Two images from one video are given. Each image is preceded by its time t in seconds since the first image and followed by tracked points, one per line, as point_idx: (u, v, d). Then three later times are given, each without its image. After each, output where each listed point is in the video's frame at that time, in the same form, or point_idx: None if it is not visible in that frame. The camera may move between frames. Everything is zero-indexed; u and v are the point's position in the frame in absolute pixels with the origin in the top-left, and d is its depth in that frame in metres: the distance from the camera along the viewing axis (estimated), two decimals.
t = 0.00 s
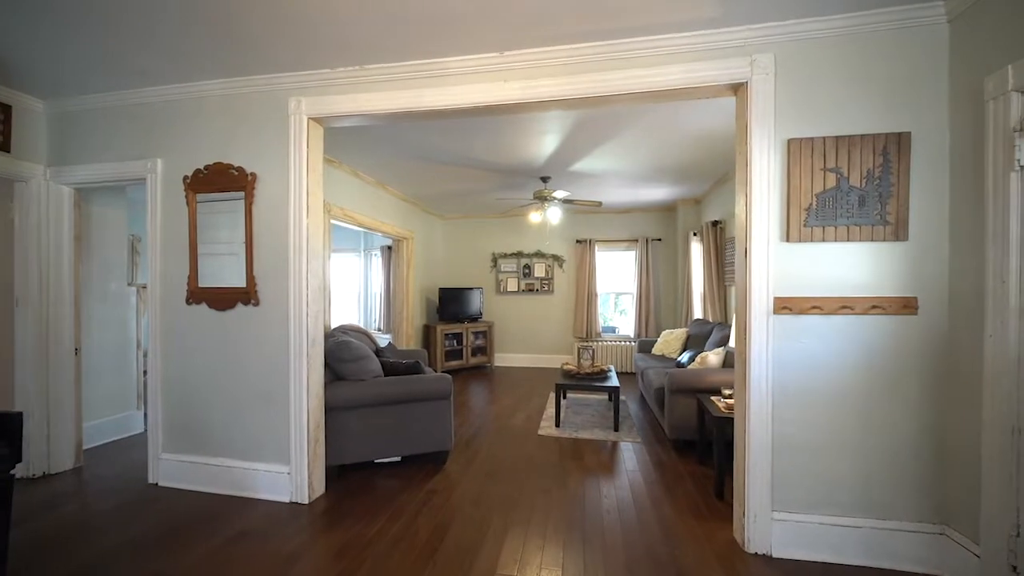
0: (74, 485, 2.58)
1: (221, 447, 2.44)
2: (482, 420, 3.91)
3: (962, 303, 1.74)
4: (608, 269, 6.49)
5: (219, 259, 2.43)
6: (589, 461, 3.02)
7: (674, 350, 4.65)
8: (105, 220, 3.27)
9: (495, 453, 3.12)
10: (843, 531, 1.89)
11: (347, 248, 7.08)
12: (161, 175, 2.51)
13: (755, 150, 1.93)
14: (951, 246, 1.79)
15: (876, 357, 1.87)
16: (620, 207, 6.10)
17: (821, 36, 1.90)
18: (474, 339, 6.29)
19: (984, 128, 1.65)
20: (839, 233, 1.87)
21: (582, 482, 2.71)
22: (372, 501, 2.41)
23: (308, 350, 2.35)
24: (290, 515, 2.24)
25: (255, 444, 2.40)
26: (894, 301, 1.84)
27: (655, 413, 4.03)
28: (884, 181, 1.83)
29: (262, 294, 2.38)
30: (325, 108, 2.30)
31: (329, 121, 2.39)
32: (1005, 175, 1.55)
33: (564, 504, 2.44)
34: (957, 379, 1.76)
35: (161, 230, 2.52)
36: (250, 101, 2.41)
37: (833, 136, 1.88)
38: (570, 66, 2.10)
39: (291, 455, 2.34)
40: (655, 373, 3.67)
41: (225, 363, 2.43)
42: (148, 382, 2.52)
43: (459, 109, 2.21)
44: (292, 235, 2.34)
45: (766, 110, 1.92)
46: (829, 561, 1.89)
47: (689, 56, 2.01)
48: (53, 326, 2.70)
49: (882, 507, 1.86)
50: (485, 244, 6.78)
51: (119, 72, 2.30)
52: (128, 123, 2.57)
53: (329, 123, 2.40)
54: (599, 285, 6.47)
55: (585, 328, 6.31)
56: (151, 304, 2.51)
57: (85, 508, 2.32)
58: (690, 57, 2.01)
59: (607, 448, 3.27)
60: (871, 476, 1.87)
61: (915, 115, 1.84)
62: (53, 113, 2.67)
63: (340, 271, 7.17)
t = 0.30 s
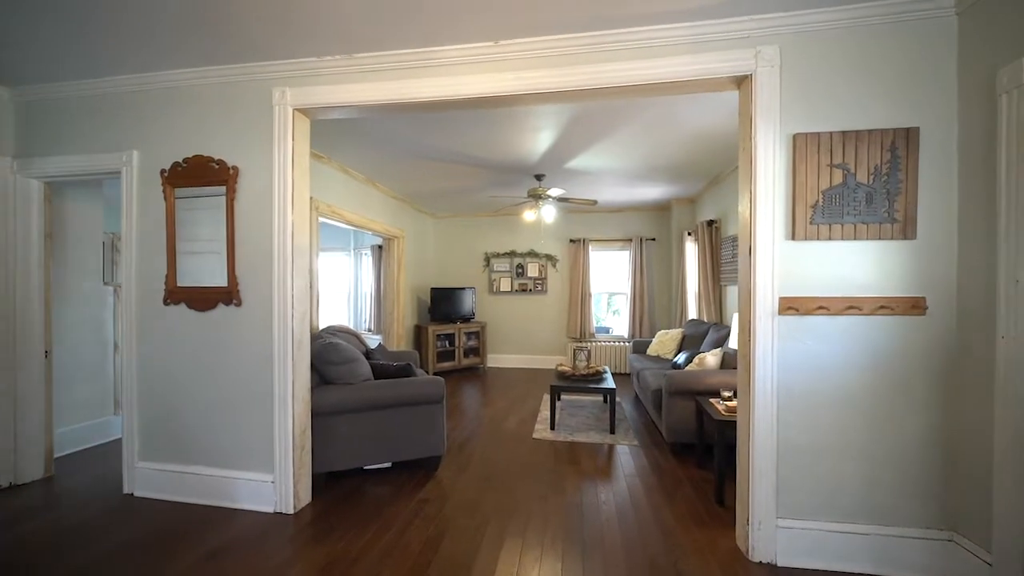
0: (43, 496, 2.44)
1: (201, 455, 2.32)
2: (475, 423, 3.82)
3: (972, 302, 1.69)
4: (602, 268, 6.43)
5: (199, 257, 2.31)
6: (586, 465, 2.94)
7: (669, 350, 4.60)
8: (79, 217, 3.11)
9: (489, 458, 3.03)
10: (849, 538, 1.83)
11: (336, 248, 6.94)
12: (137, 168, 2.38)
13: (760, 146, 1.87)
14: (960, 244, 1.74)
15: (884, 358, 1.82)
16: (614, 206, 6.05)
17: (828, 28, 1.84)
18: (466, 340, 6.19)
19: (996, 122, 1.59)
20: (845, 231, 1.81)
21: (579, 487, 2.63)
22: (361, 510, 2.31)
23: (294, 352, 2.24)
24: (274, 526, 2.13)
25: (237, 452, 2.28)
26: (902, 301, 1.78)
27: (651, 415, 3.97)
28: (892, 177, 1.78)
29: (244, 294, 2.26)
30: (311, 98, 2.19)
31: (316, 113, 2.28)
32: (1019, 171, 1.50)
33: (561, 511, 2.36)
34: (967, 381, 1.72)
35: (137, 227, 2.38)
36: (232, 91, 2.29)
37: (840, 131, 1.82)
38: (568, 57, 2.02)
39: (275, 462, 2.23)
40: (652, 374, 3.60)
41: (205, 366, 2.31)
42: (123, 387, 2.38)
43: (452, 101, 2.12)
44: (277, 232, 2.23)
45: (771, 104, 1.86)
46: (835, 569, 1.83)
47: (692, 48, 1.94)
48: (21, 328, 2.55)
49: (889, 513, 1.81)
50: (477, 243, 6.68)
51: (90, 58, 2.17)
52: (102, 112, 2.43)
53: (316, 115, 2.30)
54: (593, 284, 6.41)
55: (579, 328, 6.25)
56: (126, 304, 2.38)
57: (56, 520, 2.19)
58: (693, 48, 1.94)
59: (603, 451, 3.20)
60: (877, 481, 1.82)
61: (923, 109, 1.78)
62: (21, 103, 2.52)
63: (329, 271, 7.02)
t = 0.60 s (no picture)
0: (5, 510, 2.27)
1: (177, 464, 2.18)
2: (468, 426, 3.71)
3: (985, 302, 1.64)
4: (596, 268, 6.37)
5: (176, 255, 2.18)
6: (582, 470, 2.85)
7: (664, 351, 4.54)
8: (49, 211, 2.94)
9: (483, 463, 2.93)
10: (859, 546, 1.77)
11: (324, 246, 6.78)
12: (108, 160, 2.24)
13: (766, 139, 1.80)
14: (972, 242, 1.68)
15: (894, 360, 1.76)
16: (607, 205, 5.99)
17: (836, 17, 1.78)
18: (458, 341, 6.08)
19: (1012, 115, 1.54)
20: (855, 228, 1.75)
21: (576, 494, 2.55)
22: (350, 521, 2.20)
23: (277, 355, 2.11)
24: (256, 540, 2.01)
25: (217, 461, 2.15)
26: (913, 301, 1.73)
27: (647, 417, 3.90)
28: (902, 173, 1.72)
29: (224, 293, 2.14)
30: (296, 86, 2.07)
31: (302, 102, 2.16)
32: None
33: (559, 519, 2.28)
34: (980, 384, 1.66)
35: (108, 222, 2.24)
36: (211, 78, 2.16)
37: (850, 124, 1.75)
38: (568, 45, 1.92)
39: (257, 472, 2.10)
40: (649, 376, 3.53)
41: (182, 371, 2.17)
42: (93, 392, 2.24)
43: (446, 90, 2.02)
44: (260, 228, 2.10)
45: (778, 95, 1.79)
46: None
47: (696, 36, 1.86)
48: None
49: (900, 520, 1.75)
50: (469, 242, 6.57)
51: (56, 40, 2.03)
52: (71, 100, 2.28)
53: (301, 105, 2.18)
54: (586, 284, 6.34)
55: (572, 329, 6.17)
56: (96, 304, 2.23)
57: (19, 536, 2.04)
58: (697, 37, 1.86)
59: (600, 455, 3.12)
60: (887, 487, 1.76)
61: (935, 102, 1.72)
62: None
63: (317, 270, 6.85)
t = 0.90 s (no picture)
0: None
1: (150, 476, 2.05)
2: (460, 430, 3.61)
3: (995, 301, 1.60)
4: (588, 268, 6.31)
5: (149, 252, 2.05)
6: (578, 475, 2.78)
7: (659, 351, 4.49)
8: (14, 206, 2.78)
9: (476, 469, 2.83)
10: (866, 554, 1.72)
11: (311, 246, 6.62)
12: (75, 150, 2.09)
13: (771, 134, 1.74)
14: (981, 240, 1.64)
15: (901, 362, 1.71)
16: (600, 204, 5.94)
17: (843, 9, 1.72)
18: (449, 342, 5.97)
19: None
20: (862, 227, 1.70)
21: (573, 500, 2.47)
22: (337, 533, 2.09)
23: (258, 359, 2.00)
24: (235, 556, 1.89)
25: (193, 472, 2.02)
26: (920, 301, 1.68)
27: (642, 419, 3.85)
28: (910, 169, 1.67)
29: (201, 293, 2.01)
30: (279, 74, 1.96)
31: (285, 91, 2.04)
32: None
33: (555, 527, 2.19)
34: (990, 386, 1.62)
35: (76, 217, 2.10)
36: (187, 64, 2.03)
37: (856, 119, 1.70)
38: (566, 33, 1.84)
39: (237, 483, 1.98)
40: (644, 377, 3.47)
41: (156, 375, 2.04)
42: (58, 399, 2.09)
43: (438, 80, 1.92)
44: (240, 224, 1.98)
45: (784, 89, 1.73)
46: None
47: (699, 26, 1.79)
48: None
49: (907, 527, 1.71)
50: (460, 242, 6.47)
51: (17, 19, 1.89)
52: (35, 85, 2.14)
53: (285, 94, 2.06)
54: (579, 284, 6.29)
55: (564, 329, 6.11)
56: (63, 304, 2.09)
57: None
58: (700, 27, 1.79)
59: (596, 459, 3.05)
60: (893, 492, 1.71)
61: (943, 97, 1.68)
62: None
63: (303, 269, 6.68)
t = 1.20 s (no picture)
0: None
1: (119, 488, 1.92)
2: (450, 434, 3.51)
3: (1003, 301, 1.55)
4: (580, 267, 6.25)
5: (117, 249, 1.92)
6: (573, 480, 2.69)
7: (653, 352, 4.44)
8: None
9: (467, 475, 2.73)
10: (872, 561, 1.67)
11: (296, 244, 6.45)
12: (36, 139, 1.95)
13: (776, 127, 1.68)
14: (989, 238, 1.59)
15: (908, 363, 1.66)
16: (592, 203, 5.88)
17: None
18: (438, 343, 5.86)
19: None
20: (868, 224, 1.65)
21: (568, 507, 2.38)
22: (320, 547, 1.97)
23: (235, 363, 1.87)
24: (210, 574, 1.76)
25: (165, 484, 1.89)
26: (927, 300, 1.63)
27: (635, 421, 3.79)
28: (916, 165, 1.62)
29: (174, 293, 1.88)
30: (257, 59, 1.84)
31: (265, 78, 1.92)
32: None
33: (550, 536, 2.11)
34: (999, 388, 1.57)
35: (36, 211, 1.95)
36: (158, 48, 1.90)
37: (862, 113, 1.65)
38: (563, 19, 1.75)
39: (213, 495, 1.86)
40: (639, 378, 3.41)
41: (125, 382, 1.91)
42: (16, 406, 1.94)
43: (427, 68, 1.82)
44: (216, 219, 1.86)
45: (789, 81, 1.67)
46: None
47: (701, 14, 1.72)
48: None
49: (913, 533, 1.66)
50: (449, 241, 6.36)
51: None
52: None
53: (264, 82, 1.94)
54: (570, 284, 6.22)
55: (555, 330, 6.04)
56: (21, 305, 1.94)
57: None
58: (703, 15, 1.72)
59: (590, 463, 2.97)
60: (900, 498, 1.66)
61: (951, 90, 1.63)
62: None
63: (288, 269, 6.51)
